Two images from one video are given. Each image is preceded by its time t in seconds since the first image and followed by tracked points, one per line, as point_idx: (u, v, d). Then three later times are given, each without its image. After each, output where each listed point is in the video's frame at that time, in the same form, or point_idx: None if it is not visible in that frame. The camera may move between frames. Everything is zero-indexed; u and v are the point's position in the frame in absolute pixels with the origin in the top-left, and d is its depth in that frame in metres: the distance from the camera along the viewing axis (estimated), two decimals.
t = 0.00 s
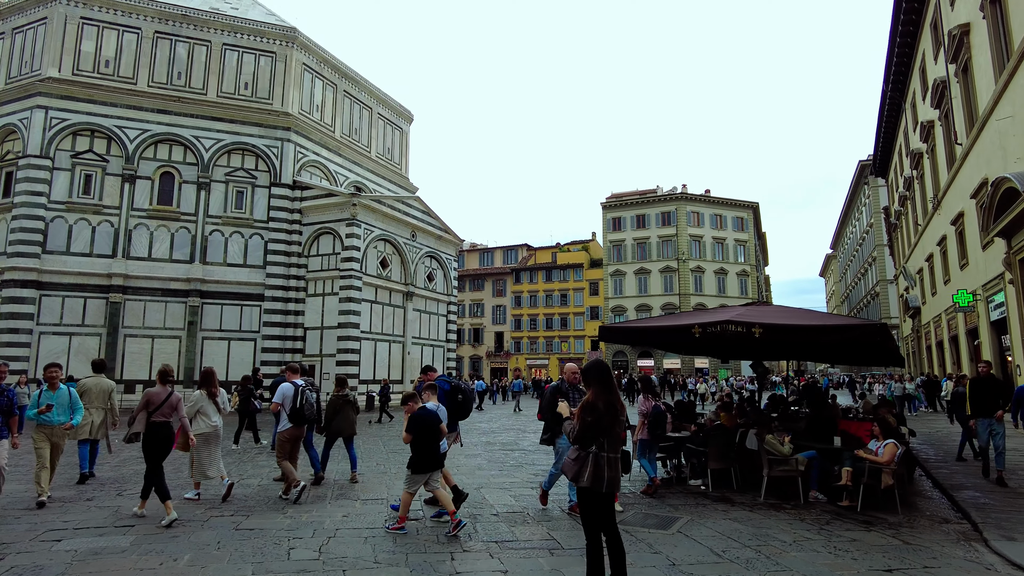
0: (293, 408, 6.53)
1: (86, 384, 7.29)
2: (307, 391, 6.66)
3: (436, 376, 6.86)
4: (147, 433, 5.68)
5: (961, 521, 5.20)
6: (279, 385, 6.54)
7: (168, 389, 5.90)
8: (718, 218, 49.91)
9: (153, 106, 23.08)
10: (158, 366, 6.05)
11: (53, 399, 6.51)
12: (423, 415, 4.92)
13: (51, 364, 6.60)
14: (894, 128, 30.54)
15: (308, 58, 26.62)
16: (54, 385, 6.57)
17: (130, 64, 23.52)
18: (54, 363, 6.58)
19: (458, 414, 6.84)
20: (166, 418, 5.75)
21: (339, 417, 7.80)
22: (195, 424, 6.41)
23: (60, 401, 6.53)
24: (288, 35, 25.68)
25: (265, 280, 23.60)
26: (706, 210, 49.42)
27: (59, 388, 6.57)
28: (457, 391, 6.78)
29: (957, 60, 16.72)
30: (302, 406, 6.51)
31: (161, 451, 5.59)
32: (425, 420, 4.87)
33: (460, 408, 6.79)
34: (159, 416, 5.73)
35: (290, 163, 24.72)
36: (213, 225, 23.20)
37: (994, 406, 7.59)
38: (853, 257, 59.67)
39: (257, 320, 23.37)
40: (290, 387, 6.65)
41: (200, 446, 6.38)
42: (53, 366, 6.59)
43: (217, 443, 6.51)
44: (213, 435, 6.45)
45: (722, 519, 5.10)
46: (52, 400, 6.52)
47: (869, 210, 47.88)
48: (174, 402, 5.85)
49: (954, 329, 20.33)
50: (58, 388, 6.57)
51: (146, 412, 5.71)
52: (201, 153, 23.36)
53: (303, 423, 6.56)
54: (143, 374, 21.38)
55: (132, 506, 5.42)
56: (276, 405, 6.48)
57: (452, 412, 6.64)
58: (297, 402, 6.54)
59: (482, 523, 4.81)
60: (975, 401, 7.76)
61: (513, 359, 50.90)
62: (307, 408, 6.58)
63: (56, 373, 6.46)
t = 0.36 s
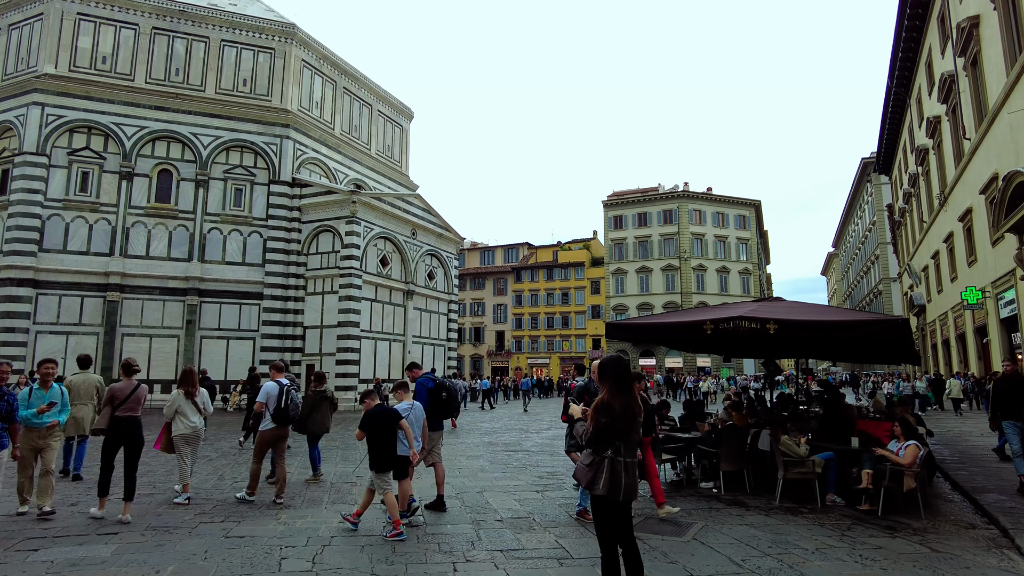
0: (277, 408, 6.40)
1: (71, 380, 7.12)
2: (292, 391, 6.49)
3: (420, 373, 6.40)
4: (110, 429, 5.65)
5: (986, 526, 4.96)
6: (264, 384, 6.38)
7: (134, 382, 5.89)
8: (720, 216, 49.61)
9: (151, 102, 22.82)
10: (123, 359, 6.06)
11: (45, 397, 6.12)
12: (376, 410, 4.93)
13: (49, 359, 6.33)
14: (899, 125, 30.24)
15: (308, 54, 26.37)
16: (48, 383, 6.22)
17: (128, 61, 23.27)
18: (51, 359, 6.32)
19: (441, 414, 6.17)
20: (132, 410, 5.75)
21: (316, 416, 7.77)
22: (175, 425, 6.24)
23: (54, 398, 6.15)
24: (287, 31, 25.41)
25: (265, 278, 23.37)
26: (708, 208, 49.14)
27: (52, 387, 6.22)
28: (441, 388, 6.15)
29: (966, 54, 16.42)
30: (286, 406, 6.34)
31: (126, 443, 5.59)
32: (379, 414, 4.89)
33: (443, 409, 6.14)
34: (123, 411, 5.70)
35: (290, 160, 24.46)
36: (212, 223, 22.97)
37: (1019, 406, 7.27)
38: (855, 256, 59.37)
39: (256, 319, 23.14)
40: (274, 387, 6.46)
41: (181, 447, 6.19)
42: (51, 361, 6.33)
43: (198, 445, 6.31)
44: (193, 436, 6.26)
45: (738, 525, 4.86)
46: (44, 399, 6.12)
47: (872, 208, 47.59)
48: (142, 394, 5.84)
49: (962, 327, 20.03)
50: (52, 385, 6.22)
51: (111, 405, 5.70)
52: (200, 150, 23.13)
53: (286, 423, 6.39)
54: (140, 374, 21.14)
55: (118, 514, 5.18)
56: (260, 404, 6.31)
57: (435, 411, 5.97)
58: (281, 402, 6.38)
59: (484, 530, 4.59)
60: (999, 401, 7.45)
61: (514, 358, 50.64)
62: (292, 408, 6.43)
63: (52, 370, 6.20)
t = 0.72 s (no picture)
0: (253, 409, 6.15)
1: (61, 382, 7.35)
2: (268, 391, 6.26)
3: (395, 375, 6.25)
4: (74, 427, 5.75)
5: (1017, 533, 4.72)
6: (238, 386, 6.14)
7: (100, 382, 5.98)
8: (723, 215, 49.32)
9: (151, 101, 22.63)
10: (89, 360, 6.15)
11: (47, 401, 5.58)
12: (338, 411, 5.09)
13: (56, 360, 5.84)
14: (905, 122, 29.96)
15: (309, 52, 26.18)
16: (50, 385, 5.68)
17: (128, 59, 23.10)
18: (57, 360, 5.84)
19: (418, 417, 6.01)
20: (96, 410, 5.86)
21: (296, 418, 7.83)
22: (161, 426, 6.13)
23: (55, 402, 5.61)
24: (289, 29, 25.22)
25: (266, 278, 23.17)
26: (712, 207, 48.85)
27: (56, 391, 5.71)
28: (416, 390, 6.01)
29: (977, 49, 16.17)
30: (261, 407, 6.11)
31: (88, 443, 5.71)
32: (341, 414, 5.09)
33: (419, 411, 6.01)
34: (89, 411, 5.81)
35: (291, 159, 24.27)
36: (212, 222, 22.79)
37: None
38: (859, 255, 59.02)
39: (257, 319, 22.96)
40: (249, 388, 6.21)
41: (164, 448, 6.08)
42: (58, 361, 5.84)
43: (184, 447, 6.20)
44: (180, 438, 6.16)
45: (757, 534, 4.63)
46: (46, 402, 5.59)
47: (877, 207, 47.29)
48: (107, 394, 5.93)
49: (971, 326, 19.75)
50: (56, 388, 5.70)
51: (76, 405, 5.81)
52: (200, 149, 22.94)
53: (263, 424, 6.15)
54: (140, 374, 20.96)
55: (110, 521, 4.99)
56: (234, 406, 6.12)
57: (410, 412, 5.87)
58: (257, 403, 6.13)
59: (489, 538, 4.38)
60: None
61: (517, 358, 50.41)
62: (269, 409, 6.17)
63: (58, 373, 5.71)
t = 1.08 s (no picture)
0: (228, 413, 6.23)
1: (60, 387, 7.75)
2: (243, 394, 6.39)
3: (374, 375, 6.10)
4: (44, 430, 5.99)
5: None
6: (213, 388, 6.22)
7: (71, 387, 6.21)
8: (726, 215, 49.07)
9: (150, 100, 22.42)
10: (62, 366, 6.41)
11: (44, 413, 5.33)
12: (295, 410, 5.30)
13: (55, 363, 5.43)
14: (910, 121, 29.71)
15: (309, 51, 25.99)
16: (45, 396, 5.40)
17: (127, 58, 22.90)
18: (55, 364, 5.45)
19: (396, 418, 5.91)
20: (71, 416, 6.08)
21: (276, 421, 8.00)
22: (145, 428, 6.04)
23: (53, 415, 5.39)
24: (289, 28, 25.02)
25: (266, 278, 22.98)
26: (714, 207, 48.61)
27: (50, 398, 5.42)
28: (396, 392, 5.87)
29: (986, 45, 15.92)
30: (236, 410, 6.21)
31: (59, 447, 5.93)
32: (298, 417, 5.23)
33: (397, 412, 5.87)
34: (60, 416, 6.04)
35: (291, 158, 24.07)
36: (212, 222, 22.60)
37: None
38: (862, 255, 58.76)
39: (257, 319, 22.75)
40: (224, 391, 6.32)
41: (146, 451, 6.02)
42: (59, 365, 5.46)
43: (167, 450, 6.10)
44: (163, 440, 6.08)
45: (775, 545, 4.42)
46: (43, 414, 5.32)
47: (880, 207, 47.06)
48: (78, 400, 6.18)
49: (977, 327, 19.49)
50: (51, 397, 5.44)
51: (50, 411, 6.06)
52: (200, 149, 22.73)
53: (239, 428, 6.21)
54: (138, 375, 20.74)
55: (96, 532, 4.77)
56: (210, 409, 6.23)
57: (388, 415, 5.80)
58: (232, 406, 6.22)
59: (493, 550, 4.17)
60: None
61: (519, 359, 50.19)
62: (244, 412, 6.26)
63: (54, 380, 5.39)
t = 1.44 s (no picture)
0: (207, 413, 6.23)
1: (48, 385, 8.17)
2: (223, 395, 6.36)
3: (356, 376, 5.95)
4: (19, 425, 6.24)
5: None
6: (193, 389, 6.31)
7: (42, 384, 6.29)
8: (727, 215, 48.85)
9: (148, 98, 22.20)
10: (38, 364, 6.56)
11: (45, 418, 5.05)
12: (263, 409, 5.54)
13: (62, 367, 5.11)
14: (913, 119, 29.47)
15: (308, 49, 25.78)
16: (46, 400, 5.11)
17: (125, 56, 22.69)
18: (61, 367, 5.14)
19: (373, 422, 5.70)
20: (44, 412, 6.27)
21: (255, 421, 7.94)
22: (121, 429, 5.97)
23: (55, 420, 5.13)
24: (288, 25, 24.81)
25: (264, 278, 22.78)
26: (716, 207, 48.40)
27: (48, 401, 5.13)
28: (376, 392, 5.71)
29: (993, 41, 15.69)
30: (215, 411, 6.20)
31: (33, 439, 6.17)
32: (263, 417, 5.42)
33: (378, 414, 5.71)
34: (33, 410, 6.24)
35: (290, 157, 23.87)
36: (210, 221, 22.39)
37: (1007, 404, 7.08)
38: (864, 254, 58.60)
39: (255, 319, 22.55)
40: (205, 392, 6.34)
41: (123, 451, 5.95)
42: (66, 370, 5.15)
43: (145, 451, 6.00)
44: (140, 441, 5.99)
45: (792, 555, 4.21)
46: (42, 418, 5.04)
47: (882, 206, 46.85)
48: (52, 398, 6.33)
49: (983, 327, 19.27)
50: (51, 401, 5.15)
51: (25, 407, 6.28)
52: (198, 147, 22.52)
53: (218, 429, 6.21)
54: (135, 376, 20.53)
55: (79, 541, 4.56)
56: (189, 409, 6.22)
57: (367, 416, 5.66)
58: (211, 407, 6.21)
59: (496, 558, 3.98)
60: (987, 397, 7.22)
61: (519, 360, 50.00)
62: (222, 413, 6.25)
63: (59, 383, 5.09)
